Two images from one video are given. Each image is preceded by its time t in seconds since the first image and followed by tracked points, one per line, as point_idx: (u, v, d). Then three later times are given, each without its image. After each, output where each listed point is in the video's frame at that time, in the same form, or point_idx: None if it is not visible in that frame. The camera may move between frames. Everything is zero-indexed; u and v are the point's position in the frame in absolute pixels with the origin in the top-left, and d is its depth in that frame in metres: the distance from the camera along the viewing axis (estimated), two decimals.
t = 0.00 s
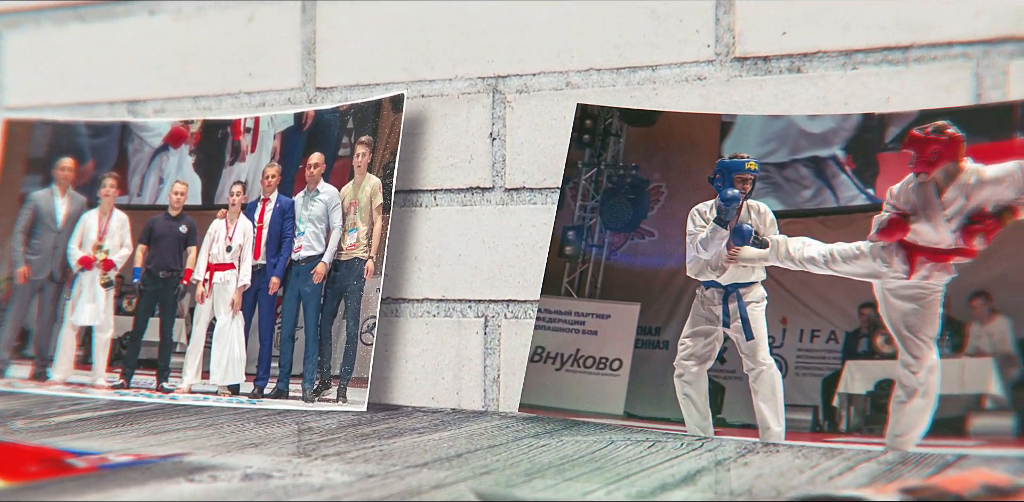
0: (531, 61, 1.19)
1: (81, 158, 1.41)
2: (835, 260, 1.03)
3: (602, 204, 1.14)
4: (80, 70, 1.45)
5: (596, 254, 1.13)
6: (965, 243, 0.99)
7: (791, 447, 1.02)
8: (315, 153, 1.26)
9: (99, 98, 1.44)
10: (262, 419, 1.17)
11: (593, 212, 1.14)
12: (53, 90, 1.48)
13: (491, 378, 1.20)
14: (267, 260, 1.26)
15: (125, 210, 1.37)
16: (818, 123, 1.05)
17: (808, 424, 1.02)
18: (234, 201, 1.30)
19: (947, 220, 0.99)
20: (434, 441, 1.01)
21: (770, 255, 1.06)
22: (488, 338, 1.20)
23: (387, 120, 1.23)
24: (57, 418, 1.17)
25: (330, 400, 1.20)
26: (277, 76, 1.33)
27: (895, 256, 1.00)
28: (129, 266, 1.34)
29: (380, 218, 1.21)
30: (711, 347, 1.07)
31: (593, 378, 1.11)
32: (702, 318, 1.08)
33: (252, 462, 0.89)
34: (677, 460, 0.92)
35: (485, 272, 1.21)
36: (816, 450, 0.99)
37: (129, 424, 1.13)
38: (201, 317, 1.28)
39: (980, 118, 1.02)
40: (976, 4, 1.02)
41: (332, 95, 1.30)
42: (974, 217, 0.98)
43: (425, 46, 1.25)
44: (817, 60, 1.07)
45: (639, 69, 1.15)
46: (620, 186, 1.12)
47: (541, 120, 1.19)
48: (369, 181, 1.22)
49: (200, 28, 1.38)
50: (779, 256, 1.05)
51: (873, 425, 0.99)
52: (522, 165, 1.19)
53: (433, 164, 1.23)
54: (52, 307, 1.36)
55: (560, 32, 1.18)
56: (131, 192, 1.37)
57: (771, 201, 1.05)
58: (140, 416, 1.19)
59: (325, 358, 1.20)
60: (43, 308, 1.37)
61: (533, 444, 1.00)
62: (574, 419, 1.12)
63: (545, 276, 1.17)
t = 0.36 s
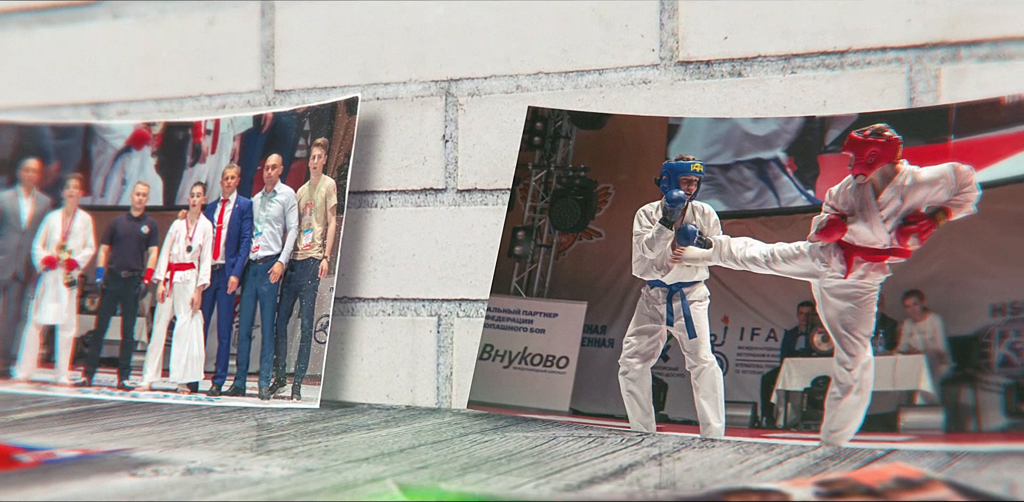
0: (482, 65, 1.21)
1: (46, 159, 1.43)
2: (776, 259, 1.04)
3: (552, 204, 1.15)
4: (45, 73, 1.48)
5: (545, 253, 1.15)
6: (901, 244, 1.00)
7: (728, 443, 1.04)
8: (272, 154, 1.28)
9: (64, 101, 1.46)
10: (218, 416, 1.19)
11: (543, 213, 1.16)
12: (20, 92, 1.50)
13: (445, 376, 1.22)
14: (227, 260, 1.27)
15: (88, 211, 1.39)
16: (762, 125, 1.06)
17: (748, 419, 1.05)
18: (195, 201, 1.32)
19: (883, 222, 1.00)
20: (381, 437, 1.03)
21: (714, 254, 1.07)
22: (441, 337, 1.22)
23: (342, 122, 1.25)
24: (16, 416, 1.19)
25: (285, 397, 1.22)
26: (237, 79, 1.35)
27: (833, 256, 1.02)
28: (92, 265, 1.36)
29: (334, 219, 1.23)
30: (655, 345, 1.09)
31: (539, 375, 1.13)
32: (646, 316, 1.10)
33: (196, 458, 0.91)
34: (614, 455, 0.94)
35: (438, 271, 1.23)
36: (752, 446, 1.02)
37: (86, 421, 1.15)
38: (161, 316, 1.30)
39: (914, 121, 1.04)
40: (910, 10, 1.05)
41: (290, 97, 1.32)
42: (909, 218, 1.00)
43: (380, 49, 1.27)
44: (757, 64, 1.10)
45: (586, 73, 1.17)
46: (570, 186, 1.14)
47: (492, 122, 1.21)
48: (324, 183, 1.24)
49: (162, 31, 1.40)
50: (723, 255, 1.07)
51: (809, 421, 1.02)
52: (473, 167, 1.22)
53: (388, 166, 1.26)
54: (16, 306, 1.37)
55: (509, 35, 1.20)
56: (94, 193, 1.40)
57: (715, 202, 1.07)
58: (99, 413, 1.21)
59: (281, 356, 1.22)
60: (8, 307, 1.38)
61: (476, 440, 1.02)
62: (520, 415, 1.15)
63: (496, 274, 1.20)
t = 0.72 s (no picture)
0: (436, 68, 1.24)
1: (12, 161, 1.45)
2: (719, 259, 1.06)
3: (504, 205, 1.17)
4: (11, 76, 1.50)
5: (496, 253, 1.17)
6: (839, 244, 1.02)
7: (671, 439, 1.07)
8: (232, 156, 1.31)
9: (30, 103, 1.49)
10: (175, 413, 1.21)
11: (495, 213, 1.17)
12: None
13: (399, 373, 1.24)
14: (187, 260, 1.29)
15: (53, 212, 1.41)
16: (709, 128, 1.08)
17: (690, 416, 1.07)
18: (157, 202, 1.34)
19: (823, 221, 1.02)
20: (329, 434, 1.06)
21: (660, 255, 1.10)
22: (396, 335, 1.24)
23: (299, 124, 1.27)
24: None
25: (242, 394, 1.24)
26: (198, 81, 1.37)
27: (774, 256, 1.04)
28: (56, 265, 1.38)
29: (290, 220, 1.25)
30: (602, 343, 1.11)
31: (489, 373, 1.15)
32: (594, 315, 1.12)
33: (142, 453, 0.93)
34: (552, 450, 0.96)
35: (393, 271, 1.25)
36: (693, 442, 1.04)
37: (44, 418, 1.17)
38: (124, 315, 1.32)
39: (854, 124, 1.06)
40: (847, 16, 1.07)
41: (250, 100, 1.35)
42: (847, 218, 1.01)
43: (337, 53, 1.29)
44: (700, 68, 1.12)
45: (536, 76, 1.19)
46: (522, 187, 1.16)
47: (445, 125, 1.23)
48: (281, 184, 1.27)
49: (125, 35, 1.43)
50: (669, 255, 1.09)
51: (749, 417, 1.04)
52: (427, 168, 1.24)
53: (344, 167, 1.28)
54: None
55: (462, 40, 1.23)
56: (59, 194, 1.42)
57: (661, 202, 1.10)
58: (59, 410, 1.24)
59: (238, 354, 1.25)
60: None
61: (422, 436, 1.05)
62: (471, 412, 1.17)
63: (447, 275, 1.22)
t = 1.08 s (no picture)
0: (391, 71, 1.26)
1: None
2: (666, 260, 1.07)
3: (458, 206, 1.19)
4: None
5: (450, 253, 1.19)
6: (781, 243, 1.02)
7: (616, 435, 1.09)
8: (193, 158, 1.33)
9: None
10: (134, 410, 1.23)
11: (449, 214, 1.20)
12: None
13: (356, 371, 1.26)
14: (149, 260, 1.31)
15: (18, 212, 1.42)
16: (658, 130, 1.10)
17: (635, 412, 1.09)
18: (120, 203, 1.36)
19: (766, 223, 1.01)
20: (280, 430, 1.08)
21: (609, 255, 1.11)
22: (353, 334, 1.26)
23: (257, 126, 1.29)
24: None
25: (200, 392, 1.26)
26: (161, 84, 1.39)
27: (718, 256, 1.04)
28: (21, 265, 1.40)
29: (248, 220, 1.27)
30: (551, 340, 1.13)
31: (441, 370, 1.17)
32: (544, 314, 1.13)
33: (92, 449, 0.95)
34: (495, 446, 0.99)
35: (350, 270, 1.27)
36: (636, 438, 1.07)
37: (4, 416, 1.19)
38: (87, 314, 1.33)
39: (796, 127, 1.07)
40: (787, 21, 1.08)
41: (211, 103, 1.37)
42: (789, 219, 1.01)
43: (295, 57, 1.31)
44: (647, 72, 1.14)
45: (489, 80, 1.21)
46: (475, 188, 1.18)
47: (401, 127, 1.25)
48: (239, 185, 1.29)
49: (89, 37, 1.44)
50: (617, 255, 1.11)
51: (691, 414, 1.06)
52: (383, 170, 1.26)
53: (303, 169, 1.30)
54: None
55: (417, 44, 1.25)
56: (25, 195, 1.43)
57: (611, 202, 1.11)
58: (20, 408, 1.26)
59: (198, 352, 1.27)
60: None
61: (372, 432, 1.07)
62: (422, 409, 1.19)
63: (401, 274, 1.23)
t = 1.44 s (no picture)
0: (348, 74, 1.28)
1: None
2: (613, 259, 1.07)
3: (413, 207, 1.21)
4: None
5: (405, 253, 1.21)
6: (725, 243, 1.02)
7: (564, 431, 1.11)
8: (156, 159, 1.34)
9: None
10: (95, 407, 1.25)
11: (404, 215, 1.22)
12: None
13: (315, 370, 1.28)
14: (112, 259, 1.32)
15: None
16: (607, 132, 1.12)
17: (582, 409, 1.11)
18: (84, 204, 1.38)
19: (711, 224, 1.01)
20: (234, 427, 1.10)
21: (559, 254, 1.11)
22: (311, 332, 1.28)
23: (218, 128, 1.32)
24: None
25: (160, 389, 1.28)
26: (126, 87, 1.42)
27: (665, 256, 1.03)
28: None
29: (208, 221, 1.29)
30: (502, 339, 1.15)
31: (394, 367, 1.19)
32: (496, 312, 1.15)
33: (44, 445, 0.97)
34: (440, 442, 1.01)
35: (309, 270, 1.30)
36: (581, 434, 1.08)
37: None
38: (53, 313, 1.35)
39: (740, 130, 1.09)
40: (730, 25, 1.10)
41: (174, 105, 1.39)
42: (733, 220, 1.01)
43: (256, 60, 1.33)
44: (595, 76, 1.17)
45: (442, 83, 1.24)
46: (431, 189, 1.20)
47: (358, 130, 1.27)
48: (199, 186, 1.31)
49: (55, 41, 1.46)
50: (567, 254, 1.10)
51: (637, 410, 1.08)
52: (341, 171, 1.28)
53: (263, 170, 1.32)
54: None
55: (373, 48, 1.27)
56: None
57: (562, 203, 1.13)
58: None
59: (158, 351, 1.28)
60: None
61: (323, 429, 1.09)
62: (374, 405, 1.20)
63: (357, 274, 1.26)
